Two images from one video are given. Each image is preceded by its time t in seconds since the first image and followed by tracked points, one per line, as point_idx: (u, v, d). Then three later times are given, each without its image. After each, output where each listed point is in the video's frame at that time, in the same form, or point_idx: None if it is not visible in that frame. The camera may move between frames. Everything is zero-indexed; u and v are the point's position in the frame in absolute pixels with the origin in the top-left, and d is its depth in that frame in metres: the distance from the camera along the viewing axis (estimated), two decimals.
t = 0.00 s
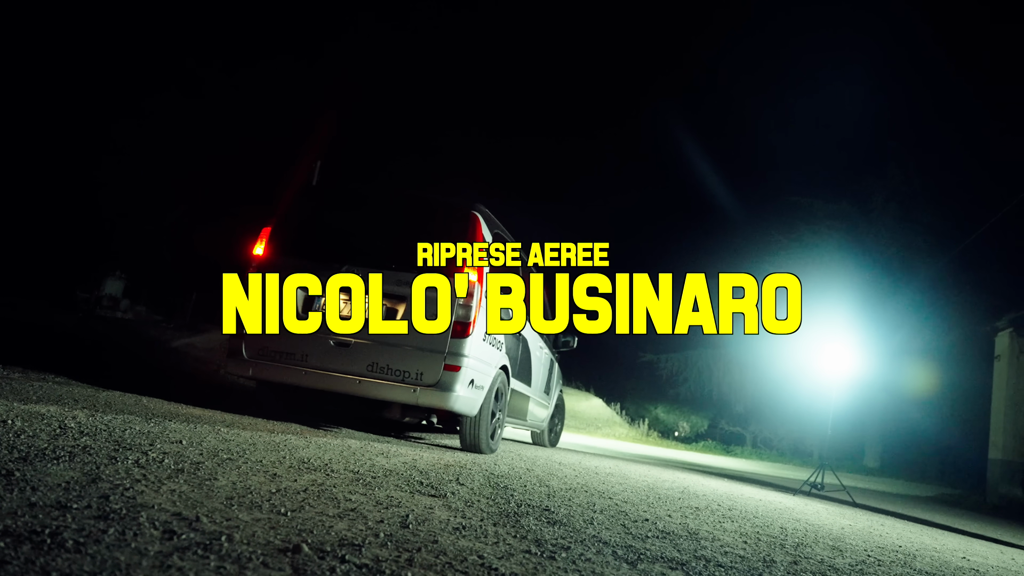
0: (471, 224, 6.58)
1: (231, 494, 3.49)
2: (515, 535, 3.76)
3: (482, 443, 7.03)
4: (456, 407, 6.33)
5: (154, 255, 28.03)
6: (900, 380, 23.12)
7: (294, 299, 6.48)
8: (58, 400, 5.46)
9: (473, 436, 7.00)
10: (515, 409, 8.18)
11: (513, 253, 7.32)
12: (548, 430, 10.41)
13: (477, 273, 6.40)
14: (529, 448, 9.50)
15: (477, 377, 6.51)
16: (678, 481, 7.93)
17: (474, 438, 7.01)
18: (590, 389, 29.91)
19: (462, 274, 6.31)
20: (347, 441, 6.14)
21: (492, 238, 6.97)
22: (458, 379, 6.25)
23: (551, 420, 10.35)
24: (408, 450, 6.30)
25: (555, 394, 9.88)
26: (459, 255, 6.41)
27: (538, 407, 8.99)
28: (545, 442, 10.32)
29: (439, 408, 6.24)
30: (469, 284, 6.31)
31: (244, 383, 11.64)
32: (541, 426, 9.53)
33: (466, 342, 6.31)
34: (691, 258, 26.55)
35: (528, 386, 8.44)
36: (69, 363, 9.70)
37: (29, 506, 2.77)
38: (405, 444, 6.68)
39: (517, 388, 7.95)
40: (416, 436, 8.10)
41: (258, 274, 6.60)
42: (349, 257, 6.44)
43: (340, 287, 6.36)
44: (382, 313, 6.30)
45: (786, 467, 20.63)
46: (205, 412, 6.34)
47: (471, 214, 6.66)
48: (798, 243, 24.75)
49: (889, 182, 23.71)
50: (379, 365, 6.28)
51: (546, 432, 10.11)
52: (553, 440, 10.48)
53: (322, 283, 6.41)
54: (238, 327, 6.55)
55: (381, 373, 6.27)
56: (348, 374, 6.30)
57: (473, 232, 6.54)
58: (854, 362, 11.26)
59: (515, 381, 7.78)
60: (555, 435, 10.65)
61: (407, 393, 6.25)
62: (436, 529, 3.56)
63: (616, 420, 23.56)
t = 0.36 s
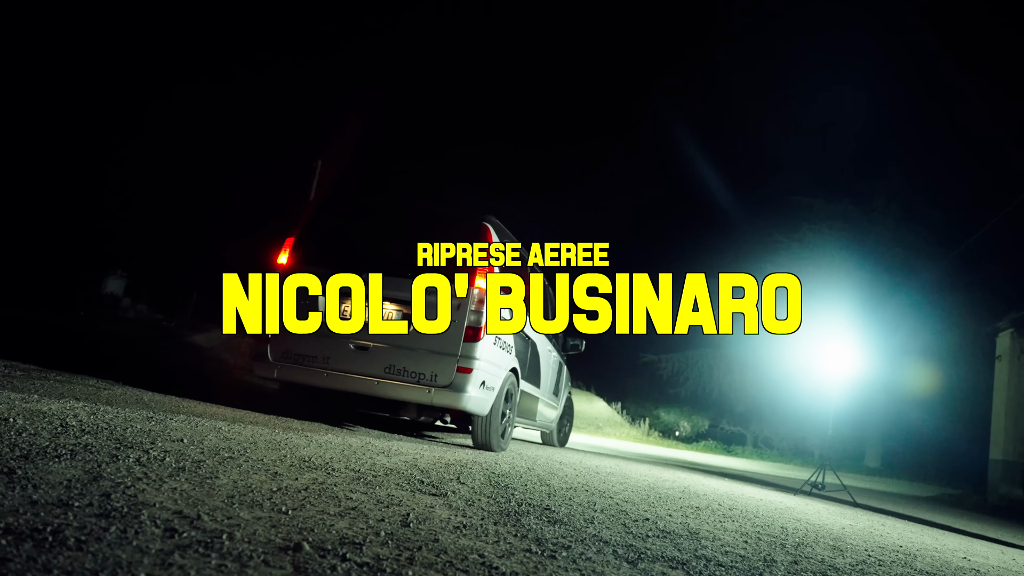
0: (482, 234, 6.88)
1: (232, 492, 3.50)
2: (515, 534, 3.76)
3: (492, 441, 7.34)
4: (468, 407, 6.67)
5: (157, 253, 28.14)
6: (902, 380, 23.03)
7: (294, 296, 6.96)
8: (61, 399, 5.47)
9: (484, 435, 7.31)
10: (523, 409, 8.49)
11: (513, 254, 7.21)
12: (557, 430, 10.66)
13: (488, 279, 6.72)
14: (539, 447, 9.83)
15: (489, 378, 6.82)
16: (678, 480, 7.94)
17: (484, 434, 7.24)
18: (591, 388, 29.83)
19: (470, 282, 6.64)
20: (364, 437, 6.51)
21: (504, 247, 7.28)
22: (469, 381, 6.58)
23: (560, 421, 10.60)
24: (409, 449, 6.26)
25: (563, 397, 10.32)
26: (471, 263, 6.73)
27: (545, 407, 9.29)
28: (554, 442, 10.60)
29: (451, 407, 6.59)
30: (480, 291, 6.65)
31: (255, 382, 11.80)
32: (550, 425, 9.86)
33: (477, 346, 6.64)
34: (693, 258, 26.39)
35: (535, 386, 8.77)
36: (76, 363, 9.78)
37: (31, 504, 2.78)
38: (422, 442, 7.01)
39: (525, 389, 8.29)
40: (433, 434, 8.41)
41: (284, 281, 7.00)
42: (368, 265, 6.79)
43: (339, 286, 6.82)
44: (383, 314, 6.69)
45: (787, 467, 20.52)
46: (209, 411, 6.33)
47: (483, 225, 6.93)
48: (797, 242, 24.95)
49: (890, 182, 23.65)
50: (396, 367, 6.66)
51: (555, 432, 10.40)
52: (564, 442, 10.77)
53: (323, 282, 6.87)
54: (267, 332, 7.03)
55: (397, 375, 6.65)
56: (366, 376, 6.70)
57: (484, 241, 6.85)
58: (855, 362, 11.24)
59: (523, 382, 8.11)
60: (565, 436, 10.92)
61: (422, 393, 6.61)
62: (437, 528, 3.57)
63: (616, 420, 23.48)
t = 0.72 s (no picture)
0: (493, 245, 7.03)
1: (234, 493, 3.49)
2: (517, 535, 3.76)
3: (504, 441, 7.47)
4: (480, 410, 6.82)
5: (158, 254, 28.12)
6: (903, 380, 22.98)
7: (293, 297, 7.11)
8: (62, 400, 5.46)
9: (497, 438, 7.47)
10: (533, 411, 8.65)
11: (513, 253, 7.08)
12: (568, 433, 10.68)
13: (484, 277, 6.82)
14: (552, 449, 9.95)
15: (500, 382, 6.97)
16: (680, 481, 7.94)
17: (497, 436, 7.40)
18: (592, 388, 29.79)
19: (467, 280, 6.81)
20: (382, 438, 6.67)
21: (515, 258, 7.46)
22: (482, 385, 6.74)
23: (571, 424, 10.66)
24: (411, 449, 6.32)
25: (574, 400, 10.44)
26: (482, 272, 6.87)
27: (555, 409, 9.48)
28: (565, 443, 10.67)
29: (465, 410, 6.76)
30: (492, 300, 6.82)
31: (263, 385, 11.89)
32: (560, 427, 10.02)
33: (489, 351, 6.80)
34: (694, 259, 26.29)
35: (544, 389, 8.93)
36: (84, 366, 9.86)
37: (34, 505, 2.78)
38: (438, 444, 7.15)
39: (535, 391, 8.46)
40: (449, 436, 8.60)
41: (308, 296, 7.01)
42: (393, 277, 6.90)
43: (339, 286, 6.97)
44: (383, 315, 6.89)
45: (788, 467, 20.48)
46: (210, 412, 6.33)
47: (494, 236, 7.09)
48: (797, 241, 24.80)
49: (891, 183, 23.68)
50: (413, 371, 6.82)
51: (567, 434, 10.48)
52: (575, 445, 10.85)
53: (324, 283, 7.00)
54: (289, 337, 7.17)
55: (415, 379, 6.81)
56: (385, 379, 6.85)
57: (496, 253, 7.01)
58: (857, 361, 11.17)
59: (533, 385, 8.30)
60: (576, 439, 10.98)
61: (439, 397, 6.76)
62: (439, 529, 3.57)
63: (618, 421, 23.43)
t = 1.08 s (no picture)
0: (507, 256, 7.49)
1: (238, 495, 3.49)
2: (521, 536, 3.75)
3: (517, 441, 7.71)
4: (496, 412, 7.24)
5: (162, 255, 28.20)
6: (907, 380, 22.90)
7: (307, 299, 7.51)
8: (66, 401, 5.48)
9: (511, 437, 7.67)
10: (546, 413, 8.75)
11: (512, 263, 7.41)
12: (581, 433, 10.69)
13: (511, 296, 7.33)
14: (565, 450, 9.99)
15: (514, 385, 7.39)
16: (684, 482, 7.92)
17: (512, 438, 7.70)
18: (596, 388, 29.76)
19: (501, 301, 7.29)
20: (404, 438, 7.05)
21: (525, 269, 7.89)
22: (497, 388, 7.16)
23: (585, 424, 10.69)
24: (415, 449, 6.34)
25: (587, 402, 10.49)
26: (496, 283, 7.34)
27: (567, 411, 9.53)
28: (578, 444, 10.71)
29: (482, 412, 7.18)
30: (505, 308, 7.28)
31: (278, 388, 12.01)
32: (574, 429, 10.06)
33: (503, 356, 7.23)
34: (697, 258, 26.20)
35: (558, 392, 9.02)
36: (96, 367, 9.97)
37: (38, 507, 2.78)
38: (455, 442, 7.56)
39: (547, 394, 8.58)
40: (467, 437, 8.73)
41: (334, 304, 7.57)
42: (412, 286, 7.42)
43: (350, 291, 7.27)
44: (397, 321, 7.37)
45: (792, 468, 20.39)
46: (213, 413, 6.36)
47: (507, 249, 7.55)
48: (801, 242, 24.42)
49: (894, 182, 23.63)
50: (432, 375, 7.23)
51: (580, 435, 10.54)
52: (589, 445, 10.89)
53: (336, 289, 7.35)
54: (315, 343, 7.59)
55: (434, 382, 7.22)
56: (406, 383, 7.25)
57: (509, 264, 7.45)
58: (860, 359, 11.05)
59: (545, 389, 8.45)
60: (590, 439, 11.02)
61: (456, 399, 7.18)
62: (444, 530, 3.56)
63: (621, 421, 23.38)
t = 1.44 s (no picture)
0: (525, 265, 7.70)
1: (249, 493, 3.50)
2: (531, 535, 3.75)
3: (535, 440, 7.82)
4: (515, 413, 7.44)
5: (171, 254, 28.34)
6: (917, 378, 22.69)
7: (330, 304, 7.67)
8: (77, 400, 5.51)
9: (530, 436, 7.79)
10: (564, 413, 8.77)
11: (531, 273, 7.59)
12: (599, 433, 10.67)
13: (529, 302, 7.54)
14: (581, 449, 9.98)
15: (533, 387, 7.58)
16: (694, 480, 7.88)
17: (530, 437, 7.85)
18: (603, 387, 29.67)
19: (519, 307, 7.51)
20: (429, 436, 7.31)
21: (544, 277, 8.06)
22: (517, 390, 7.36)
23: (603, 424, 10.68)
24: (422, 448, 6.31)
25: (604, 403, 10.49)
26: (516, 291, 7.57)
27: (585, 411, 9.52)
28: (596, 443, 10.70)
29: (502, 412, 7.38)
30: (524, 314, 7.49)
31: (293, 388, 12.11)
32: (591, 428, 10.04)
33: (522, 360, 7.43)
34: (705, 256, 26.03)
35: (576, 393, 9.05)
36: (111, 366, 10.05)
37: (51, 504, 2.79)
38: (478, 441, 7.76)
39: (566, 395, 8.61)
40: (487, 436, 8.78)
41: (363, 310, 7.86)
42: (437, 293, 7.68)
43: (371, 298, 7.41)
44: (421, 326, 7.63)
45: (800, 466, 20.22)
46: (223, 411, 6.37)
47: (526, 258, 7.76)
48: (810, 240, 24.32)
49: (903, 179, 23.45)
50: (456, 378, 7.45)
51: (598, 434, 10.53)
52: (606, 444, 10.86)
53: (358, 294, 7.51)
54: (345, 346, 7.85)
55: (457, 384, 7.44)
56: (431, 385, 7.48)
57: (527, 273, 7.66)
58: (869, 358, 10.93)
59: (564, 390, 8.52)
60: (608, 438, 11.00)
61: (479, 400, 7.39)
62: (454, 528, 3.56)
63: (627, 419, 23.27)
